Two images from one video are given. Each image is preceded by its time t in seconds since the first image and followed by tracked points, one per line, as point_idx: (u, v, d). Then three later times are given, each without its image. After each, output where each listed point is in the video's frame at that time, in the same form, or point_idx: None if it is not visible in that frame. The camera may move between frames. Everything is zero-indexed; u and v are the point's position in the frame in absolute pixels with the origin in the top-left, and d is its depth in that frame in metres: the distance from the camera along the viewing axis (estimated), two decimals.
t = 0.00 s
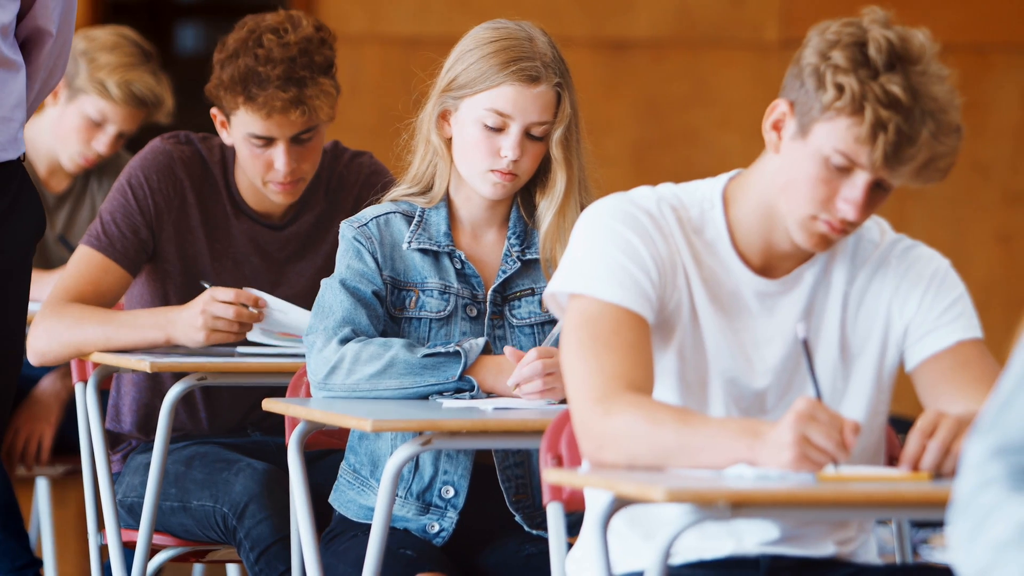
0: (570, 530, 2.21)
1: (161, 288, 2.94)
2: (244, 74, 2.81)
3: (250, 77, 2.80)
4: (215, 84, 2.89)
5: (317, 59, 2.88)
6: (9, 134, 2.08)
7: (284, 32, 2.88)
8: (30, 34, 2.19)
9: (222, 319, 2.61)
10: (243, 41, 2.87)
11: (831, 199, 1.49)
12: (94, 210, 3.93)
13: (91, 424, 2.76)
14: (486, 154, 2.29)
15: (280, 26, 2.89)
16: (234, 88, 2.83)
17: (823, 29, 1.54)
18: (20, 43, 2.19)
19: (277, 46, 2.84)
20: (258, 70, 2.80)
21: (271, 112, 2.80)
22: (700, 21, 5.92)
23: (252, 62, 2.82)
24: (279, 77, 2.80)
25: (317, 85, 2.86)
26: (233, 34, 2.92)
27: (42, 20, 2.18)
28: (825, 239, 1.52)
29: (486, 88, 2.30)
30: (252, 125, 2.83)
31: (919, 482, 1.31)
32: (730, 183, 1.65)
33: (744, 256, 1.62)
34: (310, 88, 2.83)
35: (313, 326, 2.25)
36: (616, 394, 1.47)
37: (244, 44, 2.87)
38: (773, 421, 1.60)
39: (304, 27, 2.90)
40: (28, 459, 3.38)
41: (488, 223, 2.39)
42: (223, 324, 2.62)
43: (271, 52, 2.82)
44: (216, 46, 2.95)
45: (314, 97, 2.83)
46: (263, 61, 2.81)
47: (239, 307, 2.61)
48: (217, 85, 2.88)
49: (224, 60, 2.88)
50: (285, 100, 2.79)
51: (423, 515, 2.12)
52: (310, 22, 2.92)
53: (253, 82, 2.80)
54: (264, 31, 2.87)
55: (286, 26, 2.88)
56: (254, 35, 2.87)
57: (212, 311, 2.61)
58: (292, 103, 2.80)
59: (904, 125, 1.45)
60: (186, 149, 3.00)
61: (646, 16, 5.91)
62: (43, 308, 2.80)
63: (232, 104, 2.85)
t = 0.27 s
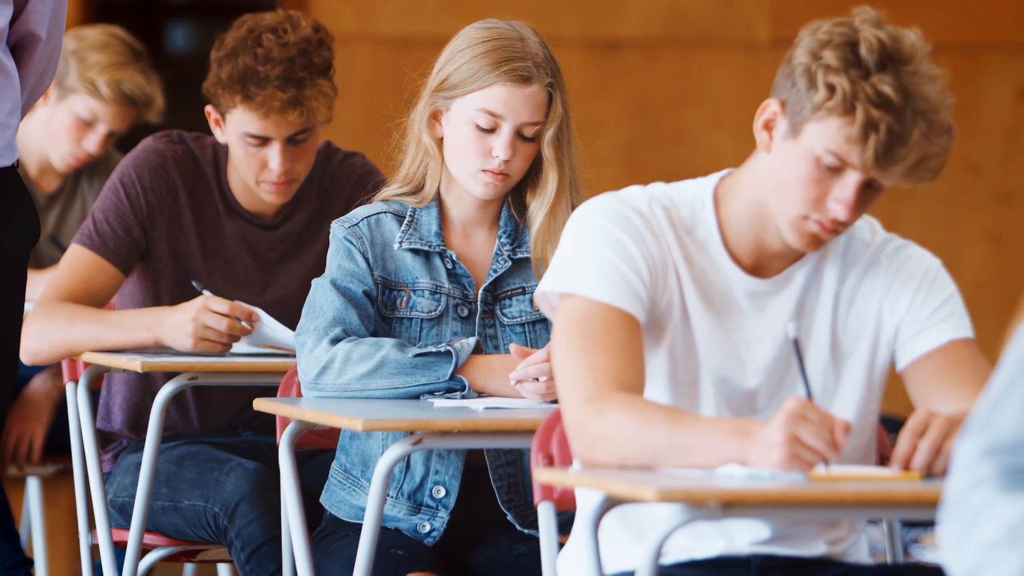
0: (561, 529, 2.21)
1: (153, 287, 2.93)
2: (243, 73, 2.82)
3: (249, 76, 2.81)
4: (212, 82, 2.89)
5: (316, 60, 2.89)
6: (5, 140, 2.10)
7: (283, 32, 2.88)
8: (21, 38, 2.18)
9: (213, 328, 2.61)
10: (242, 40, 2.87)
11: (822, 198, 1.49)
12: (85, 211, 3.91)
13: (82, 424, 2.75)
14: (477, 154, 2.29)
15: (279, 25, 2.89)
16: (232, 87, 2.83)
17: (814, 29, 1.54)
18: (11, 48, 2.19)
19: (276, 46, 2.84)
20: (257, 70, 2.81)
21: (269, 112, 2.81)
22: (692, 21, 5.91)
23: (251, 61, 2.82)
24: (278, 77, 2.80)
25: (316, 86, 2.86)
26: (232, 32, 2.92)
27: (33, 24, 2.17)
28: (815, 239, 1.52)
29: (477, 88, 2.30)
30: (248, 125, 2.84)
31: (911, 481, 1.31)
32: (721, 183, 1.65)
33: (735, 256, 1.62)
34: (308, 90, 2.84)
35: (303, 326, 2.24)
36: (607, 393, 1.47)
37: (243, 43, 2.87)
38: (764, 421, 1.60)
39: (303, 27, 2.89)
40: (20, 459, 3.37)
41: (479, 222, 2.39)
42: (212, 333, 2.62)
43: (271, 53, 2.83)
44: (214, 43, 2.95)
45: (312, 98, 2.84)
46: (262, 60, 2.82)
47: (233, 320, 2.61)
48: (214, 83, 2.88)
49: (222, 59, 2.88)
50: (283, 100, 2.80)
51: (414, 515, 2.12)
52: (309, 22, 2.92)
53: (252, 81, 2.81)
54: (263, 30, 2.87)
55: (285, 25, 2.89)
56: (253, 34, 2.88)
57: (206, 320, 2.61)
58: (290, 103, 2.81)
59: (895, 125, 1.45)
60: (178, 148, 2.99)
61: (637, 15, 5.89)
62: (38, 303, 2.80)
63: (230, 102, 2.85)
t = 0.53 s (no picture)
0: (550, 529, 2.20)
1: (142, 286, 2.93)
2: (242, 73, 2.81)
3: (248, 76, 2.80)
4: (209, 79, 2.88)
5: (315, 62, 2.88)
6: None
7: (283, 33, 2.87)
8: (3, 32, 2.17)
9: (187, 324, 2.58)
10: (241, 40, 2.86)
11: (809, 198, 1.50)
12: (72, 211, 3.89)
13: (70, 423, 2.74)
14: (465, 153, 2.28)
15: (278, 26, 2.87)
16: (229, 85, 2.82)
17: (802, 28, 1.54)
18: None
19: (275, 47, 2.83)
20: (256, 70, 2.80)
21: (266, 112, 2.80)
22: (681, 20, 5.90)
23: (250, 61, 2.81)
24: (277, 78, 2.80)
25: (314, 88, 2.85)
26: (230, 31, 2.90)
27: (14, 18, 2.16)
28: (803, 239, 1.52)
29: (465, 88, 2.30)
30: (242, 124, 2.83)
31: (899, 481, 1.31)
32: (709, 182, 1.65)
33: (723, 255, 1.62)
34: (306, 92, 2.83)
35: (291, 325, 2.24)
36: (595, 394, 1.46)
37: (242, 42, 2.86)
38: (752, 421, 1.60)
39: (301, 29, 2.88)
40: (7, 459, 3.36)
41: (467, 221, 2.38)
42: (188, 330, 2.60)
43: (271, 53, 2.82)
44: (212, 41, 2.94)
45: (310, 101, 2.83)
46: (261, 60, 2.81)
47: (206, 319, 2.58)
48: (211, 82, 2.87)
49: (220, 58, 2.87)
50: (281, 101, 2.79)
51: (402, 514, 2.12)
52: (308, 25, 2.91)
53: (251, 81, 2.80)
54: (263, 30, 2.86)
55: (285, 26, 2.87)
56: (253, 33, 2.86)
57: (183, 317, 2.59)
58: (288, 105, 2.80)
59: (882, 125, 1.45)
60: (168, 147, 2.98)
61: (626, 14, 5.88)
62: (25, 304, 2.79)
63: (226, 101, 2.84)
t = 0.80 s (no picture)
0: (539, 528, 2.20)
1: (133, 286, 2.93)
2: (243, 72, 2.79)
3: (248, 76, 2.79)
4: (209, 77, 2.86)
5: (315, 66, 2.87)
6: None
7: (284, 34, 2.86)
8: None
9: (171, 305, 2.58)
10: (242, 39, 2.84)
11: (798, 197, 1.49)
12: (62, 211, 3.88)
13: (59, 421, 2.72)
14: (454, 153, 2.28)
15: (279, 27, 2.86)
16: (228, 84, 2.81)
17: (792, 27, 1.54)
18: None
19: (277, 48, 2.82)
20: (258, 71, 2.79)
21: (265, 113, 2.79)
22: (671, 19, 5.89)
23: (251, 61, 2.80)
24: (278, 80, 2.79)
25: (314, 92, 2.85)
26: (231, 30, 2.89)
27: None
28: (792, 238, 1.52)
29: (455, 87, 2.30)
30: (240, 123, 2.81)
31: (888, 481, 1.31)
32: (699, 181, 1.65)
33: (713, 255, 1.62)
34: (306, 95, 2.82)
35: (280, 325, 2.23)
36: (584, 393, 1.46)
37: (242, 42, 2.84)
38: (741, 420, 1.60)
39: (301, 32, 2.87)
40: None
41: (456, 221, 2.38)
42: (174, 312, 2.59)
43: (272, 54, 2.81)
44: (212, 39, 2.92)
45: (309, 104, 2.83)
46: (263, 60, 2.80)
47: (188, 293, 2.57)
48: (210, 79, 2.85)
49: (220, 56, 2.85)
50: (281, 103, 2.79)
51: (391, 514, 2.11)
52: (309, 28, 2.89)
53: (251, 81, 2.79)
54: (265, 31, 2.84)
55: (286, 27, 2.86)
56: (254, 33, 2.84)
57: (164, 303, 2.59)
58: (288, 107, 2.79)
59: (871, 124, 1.45)
60: (158, 147, 2.97)
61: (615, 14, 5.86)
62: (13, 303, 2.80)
63: (224, 99, 2.83)
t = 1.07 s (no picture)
0: (530, 528, 2.20)
1: (122, 287, 2.92)
2: (245, 75, 2.79)
3: (251, 79, 2.79)
4: (210, 78, 2.85)
5: (318, 71, 2.85)
6: None
7: (287, 39, 2.86)
8: None
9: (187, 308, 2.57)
10: (245, 42, 2.84)
11: (789, 196, 1.49)
12: (52, 210, 3.86)
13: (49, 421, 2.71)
14: (445, 152, 2.27)
15: (282, 31, 2.86)
16: (230, 86, 2.80)
17: (784, 27, 1.55)
18: None
19: (280, 52, 2.81)
20: (261, 74, 2.79)
21: (266, 116, 2.79)
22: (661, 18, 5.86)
23: (254, 65, 2.79)
24: (281, 84, 2.78)
25: (316, 98, 2.84)
26: (235, 32, 2.88)
27: None
28: (782, 237, 1.52)
29: (446, 87, 2.29)
30: (239, 125, 2.81)
31: (879, 480, 1.31)
32: (691, 180, 1.65)
33: (704, 254, 1.62)
34: (308, 100, 2.82)
35: (271, 325, 2.23)
36: (574, 393, 1.46)
37: (245, 44, 2.84)
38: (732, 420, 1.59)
39: (304, 37, 2.86)
40: None
41: (447, 220, 2.37)
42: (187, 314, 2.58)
43: (277, 58, 2.80)
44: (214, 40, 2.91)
45: (310, 109, 2.83)
46: (266, 64, 2.79)
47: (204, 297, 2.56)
48: (210, 79, 2.84)
49: (222, 58, 2.85)
50: (283, 108, 2.78)
51: (382, 513, 2.11)
52: (312, 34, 2.88)
53: (253, 84, 2.78)
54: (268, 35, 2.85)
55: (290, 32, 2.86)
56: (257, 36, 2.85)
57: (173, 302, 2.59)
58: (289, 112, 2.79)
59: (862, 123, 1.45)
60: (149, 148, 2.96)
61: (606, 13, 5.84)
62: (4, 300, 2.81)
63: (224, 100, 2.82)
